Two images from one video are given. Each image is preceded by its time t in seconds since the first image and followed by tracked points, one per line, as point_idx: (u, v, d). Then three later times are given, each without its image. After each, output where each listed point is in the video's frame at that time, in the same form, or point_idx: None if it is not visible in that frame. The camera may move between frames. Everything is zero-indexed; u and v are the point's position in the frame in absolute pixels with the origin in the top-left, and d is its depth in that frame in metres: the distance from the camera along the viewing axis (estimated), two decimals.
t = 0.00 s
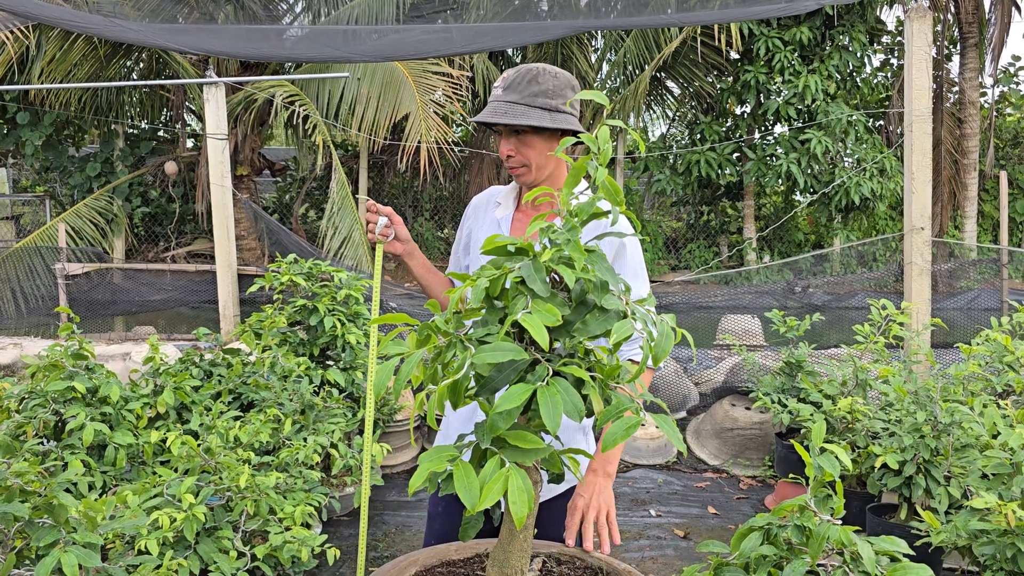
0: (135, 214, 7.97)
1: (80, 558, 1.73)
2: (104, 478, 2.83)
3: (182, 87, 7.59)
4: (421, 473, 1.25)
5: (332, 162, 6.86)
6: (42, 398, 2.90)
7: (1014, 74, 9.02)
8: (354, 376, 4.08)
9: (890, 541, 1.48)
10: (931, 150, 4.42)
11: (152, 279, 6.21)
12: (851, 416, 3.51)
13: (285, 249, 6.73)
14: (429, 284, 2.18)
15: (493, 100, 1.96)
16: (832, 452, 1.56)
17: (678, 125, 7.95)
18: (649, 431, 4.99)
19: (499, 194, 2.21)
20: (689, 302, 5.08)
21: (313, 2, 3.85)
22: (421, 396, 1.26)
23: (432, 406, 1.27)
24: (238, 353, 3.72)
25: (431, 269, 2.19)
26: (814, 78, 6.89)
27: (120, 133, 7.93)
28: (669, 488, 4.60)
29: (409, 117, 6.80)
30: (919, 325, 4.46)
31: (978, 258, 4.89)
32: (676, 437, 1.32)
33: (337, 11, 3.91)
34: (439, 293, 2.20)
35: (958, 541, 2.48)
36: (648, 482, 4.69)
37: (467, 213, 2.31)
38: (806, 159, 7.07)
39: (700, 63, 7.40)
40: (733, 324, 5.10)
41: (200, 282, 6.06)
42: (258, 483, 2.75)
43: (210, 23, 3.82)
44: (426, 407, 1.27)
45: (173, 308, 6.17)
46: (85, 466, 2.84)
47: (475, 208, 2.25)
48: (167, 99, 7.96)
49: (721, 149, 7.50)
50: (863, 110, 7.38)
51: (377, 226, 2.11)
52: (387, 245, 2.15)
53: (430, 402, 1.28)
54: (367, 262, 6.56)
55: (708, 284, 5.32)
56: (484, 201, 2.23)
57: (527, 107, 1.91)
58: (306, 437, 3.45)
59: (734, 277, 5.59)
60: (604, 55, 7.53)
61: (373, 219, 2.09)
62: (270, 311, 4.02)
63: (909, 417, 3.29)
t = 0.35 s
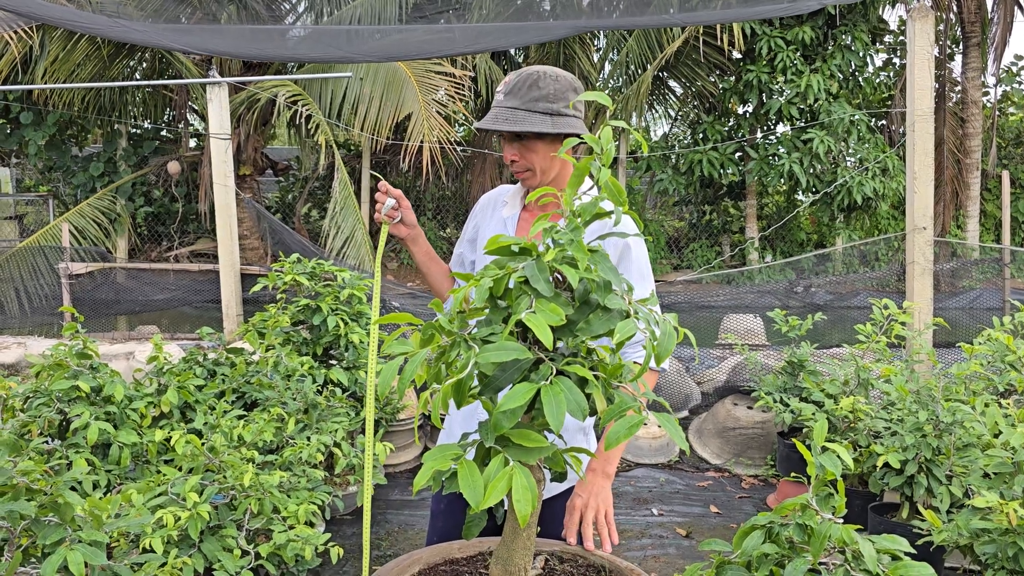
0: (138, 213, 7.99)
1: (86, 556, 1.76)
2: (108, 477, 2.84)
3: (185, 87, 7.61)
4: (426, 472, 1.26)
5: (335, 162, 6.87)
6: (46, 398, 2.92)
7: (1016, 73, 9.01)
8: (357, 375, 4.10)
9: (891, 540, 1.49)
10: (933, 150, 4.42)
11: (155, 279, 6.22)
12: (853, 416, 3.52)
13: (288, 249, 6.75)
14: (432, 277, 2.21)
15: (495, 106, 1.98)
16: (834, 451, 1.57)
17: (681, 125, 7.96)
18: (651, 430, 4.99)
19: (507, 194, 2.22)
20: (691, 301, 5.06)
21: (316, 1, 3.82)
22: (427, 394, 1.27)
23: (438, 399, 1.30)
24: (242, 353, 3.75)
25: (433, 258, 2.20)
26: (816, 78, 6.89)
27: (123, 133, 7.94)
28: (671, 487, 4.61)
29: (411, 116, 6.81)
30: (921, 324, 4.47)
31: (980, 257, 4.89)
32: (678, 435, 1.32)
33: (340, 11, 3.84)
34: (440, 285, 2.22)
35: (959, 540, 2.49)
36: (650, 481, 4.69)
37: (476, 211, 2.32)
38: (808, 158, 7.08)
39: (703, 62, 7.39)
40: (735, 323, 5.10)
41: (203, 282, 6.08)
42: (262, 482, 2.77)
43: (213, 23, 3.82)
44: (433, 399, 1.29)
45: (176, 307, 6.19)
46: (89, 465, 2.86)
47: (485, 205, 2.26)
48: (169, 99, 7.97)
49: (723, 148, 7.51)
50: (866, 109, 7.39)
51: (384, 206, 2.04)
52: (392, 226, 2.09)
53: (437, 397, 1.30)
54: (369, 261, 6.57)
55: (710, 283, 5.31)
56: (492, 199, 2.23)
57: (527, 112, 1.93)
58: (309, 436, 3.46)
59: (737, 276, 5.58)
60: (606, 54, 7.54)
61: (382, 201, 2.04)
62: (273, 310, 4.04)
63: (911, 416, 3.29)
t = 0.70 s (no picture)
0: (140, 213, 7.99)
1: (87, 557, 1.77)
2: (110, 477, 2.85)
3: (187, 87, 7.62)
4: (430, 474, 1.26)
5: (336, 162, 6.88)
6: (48, 398, 2.92)
7: (1019, 72, 8.99)
8: (358, 375, 4.10)
9: (892, 541, 1.49)
10: (935, 150, 4.42)
11: (157, 279, 6.24)
12: (855, 416, 3.51)
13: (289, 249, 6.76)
14: (425, 279, 2.22)
15: (525, 90, 1.98)
16: (835, 452, 1.56)
17: (683, 125, 7.95)
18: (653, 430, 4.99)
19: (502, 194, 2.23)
20: (692, 301, 5.07)
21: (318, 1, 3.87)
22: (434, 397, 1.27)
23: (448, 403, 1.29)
24: (243, 353, 3.80)
25: (426, 260, 2.20)
26: (818, 77, 6.88)
27: (125, 132, 7.94)
28: (673, 487, 4.61)
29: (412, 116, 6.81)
30: (924, 324, 4.46)
31: (982, 258, 4.89)
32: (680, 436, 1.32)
33: (342, 12, 3.89)
34: (432, 286, 2.24)
35: (961, 541, 2.49)
36: (652, 481, 4.69)
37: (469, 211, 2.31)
38: (810, 158, 7.07)
39: (704, 62, 7.38)
40: (737, 324, 5.10)
41: (205, 282, 6.09)
42: (264, 482, 2.77)
43: (214, 23, 3.83)
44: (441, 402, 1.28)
45: (178, 308, 6.20)
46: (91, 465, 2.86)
47: (480, 206, 2.26)
48: (172, 99, 7.98)
49: (725, 148, 7.50)
50: (868, 109, 7.38)
51: (382, 207, 2.00)
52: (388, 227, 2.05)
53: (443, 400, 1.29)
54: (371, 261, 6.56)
55: (712, 284, 5.31)
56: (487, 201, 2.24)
57: (559, 98, 1.97)
58: (310, 437, 3.45)
59: (738, 276, 5.57)
60: (608, 54, 7.54)
61: (381, 202, 1.99)
62: (275, 310, 4.04)
63: (912, 417, 3.29)
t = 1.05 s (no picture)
0: (140, 213, 7.99)
1: (88, 556, 1.77)
2: (110, 477, 2.84)
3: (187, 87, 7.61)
4: (436, 475, 1.26)
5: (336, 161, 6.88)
6: (48, 398, 2.92)
7: (1020, 71, 8.99)
8: (359, 375, 4.10)
9: (893, 541, 1.49)
10: (935, 149, 4.41)
11: (158, 278, 6.24)
12: (856, 415, 3.51)
13: (289, 249, 6.77)
14: (406, 279, 2.17)
15: (527, 90, 1.97)
16: (836, 452, 1.56)
17: (683, 124, 7.95)
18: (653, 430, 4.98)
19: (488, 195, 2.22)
20: (693, 301, 5.08)
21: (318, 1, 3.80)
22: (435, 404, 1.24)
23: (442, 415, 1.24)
24: (243, 353, 3.81)
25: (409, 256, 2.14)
26: (818, 76, 6.88)
27: (125, 132, 7.94)
28: (673, 487, 4.61)
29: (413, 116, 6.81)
30: (924, 324, 4.46)
31: (983, 257, 4.89)
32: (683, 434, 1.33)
33: (341, 11, 3.82)
34: (411, 283, 2.18)
35: (962, 540, 2.49)
36: (653, 481, 4.69)
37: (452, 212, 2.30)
38: (810, 157, 7.07)
39: (704, 61, 7.37)
40: (738, 323, 5.11)
41: (205, 282, 6.09)
42: (264, 482, 2.77)
43: (214, 22, 3.81)
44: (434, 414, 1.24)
45: (178, 307, 6.21)
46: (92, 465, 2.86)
47: (465, 207, 2.25)
48: (172, 98, 7.98)
49: (725, 147, 7.50)
50: (868, 108, 7.38)
51: (377, 194, 1.94)
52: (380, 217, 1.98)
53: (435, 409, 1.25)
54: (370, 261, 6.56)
55: (713, 283, 5.30)
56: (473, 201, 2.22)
57: (559, 101, 1.98)
58: (311, 436, 3.45)
59: (739, 276, 5.57)
60: (608, 54, 7.53)
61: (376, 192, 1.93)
62: (275, 310, 4.04)
63: (912, 417, 3.29)
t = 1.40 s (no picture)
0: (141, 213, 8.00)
1: (90, 552, 1.78)
2: (112, 474, 2.85)
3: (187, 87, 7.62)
4: (449, 472, 1.26)
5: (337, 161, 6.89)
6: (49, 396, 2.93)
7: (1019, 71, 9.00)
8: (359, 373, 4.11)
9: (893, 537, 1.50)
10: (935, 149, 4.42)
11: (158, 278, 6.25)
12: (855, 414, 3.53)
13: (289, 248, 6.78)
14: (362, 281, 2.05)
15: (472, 88, 1.92)
16: (835, 448, 1.57)
17: (682, 124, 7.96)
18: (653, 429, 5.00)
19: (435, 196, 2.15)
20: (692, 300, 5.13)
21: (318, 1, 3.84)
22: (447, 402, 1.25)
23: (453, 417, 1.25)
24: (244, 352, 3.82)
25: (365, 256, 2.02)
26: (818, 76, 6.89)
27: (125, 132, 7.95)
28: (673, 485, 4.62)
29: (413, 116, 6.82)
30: (923, 323, 4.47)
31: (983, 256, 4.90)
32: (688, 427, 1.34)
33: (342, 11, 3.87)
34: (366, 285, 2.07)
35: (961, 537, 2.50)
36: (653, 480, 4.70)
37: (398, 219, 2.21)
38: (809, 157, 7.07)
39: (704, 61, 7.33)
40: (737, 322, 5.14)
41: (206, 281, 6.11)
42: (266, 479, 2.78)
43: (214, 22, 3.80)
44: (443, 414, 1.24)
45: (179, 307, 6.23)
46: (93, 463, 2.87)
47: (412, 210, 2.16)
48: (172, 98, 7.99)
49: (725, 147, 7.51)
50: (867, 108, 7.40)
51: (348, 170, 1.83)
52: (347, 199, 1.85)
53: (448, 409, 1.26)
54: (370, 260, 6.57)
55: (712, 283, 5.31)
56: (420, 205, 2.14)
57: (505, 97, 1.94)
58: (312, 434, 3.46)
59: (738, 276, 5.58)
60: (607, 54, 7.54)
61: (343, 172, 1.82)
62: (276, 309, 4.06)
63: (911, 415, 3.30)
